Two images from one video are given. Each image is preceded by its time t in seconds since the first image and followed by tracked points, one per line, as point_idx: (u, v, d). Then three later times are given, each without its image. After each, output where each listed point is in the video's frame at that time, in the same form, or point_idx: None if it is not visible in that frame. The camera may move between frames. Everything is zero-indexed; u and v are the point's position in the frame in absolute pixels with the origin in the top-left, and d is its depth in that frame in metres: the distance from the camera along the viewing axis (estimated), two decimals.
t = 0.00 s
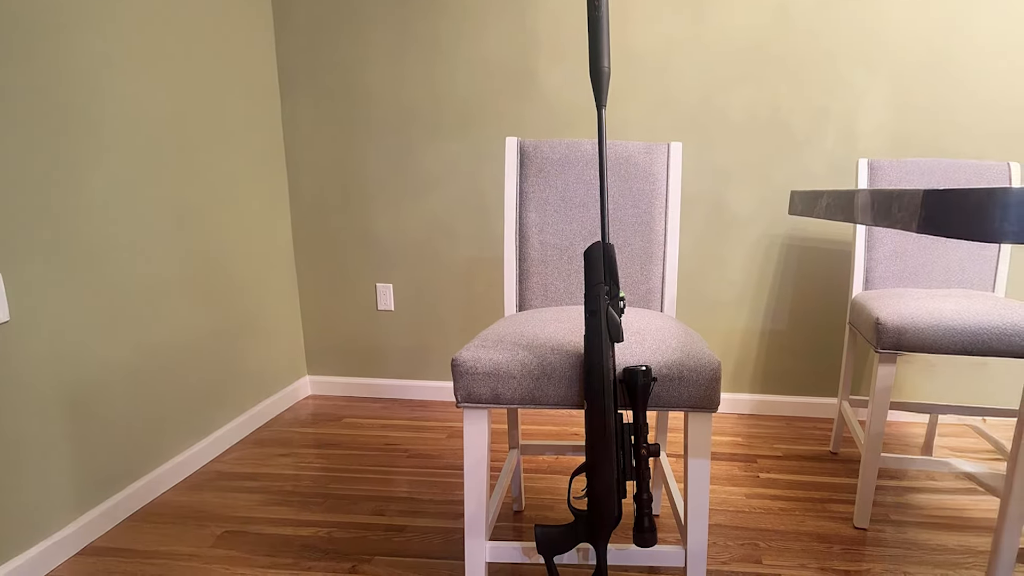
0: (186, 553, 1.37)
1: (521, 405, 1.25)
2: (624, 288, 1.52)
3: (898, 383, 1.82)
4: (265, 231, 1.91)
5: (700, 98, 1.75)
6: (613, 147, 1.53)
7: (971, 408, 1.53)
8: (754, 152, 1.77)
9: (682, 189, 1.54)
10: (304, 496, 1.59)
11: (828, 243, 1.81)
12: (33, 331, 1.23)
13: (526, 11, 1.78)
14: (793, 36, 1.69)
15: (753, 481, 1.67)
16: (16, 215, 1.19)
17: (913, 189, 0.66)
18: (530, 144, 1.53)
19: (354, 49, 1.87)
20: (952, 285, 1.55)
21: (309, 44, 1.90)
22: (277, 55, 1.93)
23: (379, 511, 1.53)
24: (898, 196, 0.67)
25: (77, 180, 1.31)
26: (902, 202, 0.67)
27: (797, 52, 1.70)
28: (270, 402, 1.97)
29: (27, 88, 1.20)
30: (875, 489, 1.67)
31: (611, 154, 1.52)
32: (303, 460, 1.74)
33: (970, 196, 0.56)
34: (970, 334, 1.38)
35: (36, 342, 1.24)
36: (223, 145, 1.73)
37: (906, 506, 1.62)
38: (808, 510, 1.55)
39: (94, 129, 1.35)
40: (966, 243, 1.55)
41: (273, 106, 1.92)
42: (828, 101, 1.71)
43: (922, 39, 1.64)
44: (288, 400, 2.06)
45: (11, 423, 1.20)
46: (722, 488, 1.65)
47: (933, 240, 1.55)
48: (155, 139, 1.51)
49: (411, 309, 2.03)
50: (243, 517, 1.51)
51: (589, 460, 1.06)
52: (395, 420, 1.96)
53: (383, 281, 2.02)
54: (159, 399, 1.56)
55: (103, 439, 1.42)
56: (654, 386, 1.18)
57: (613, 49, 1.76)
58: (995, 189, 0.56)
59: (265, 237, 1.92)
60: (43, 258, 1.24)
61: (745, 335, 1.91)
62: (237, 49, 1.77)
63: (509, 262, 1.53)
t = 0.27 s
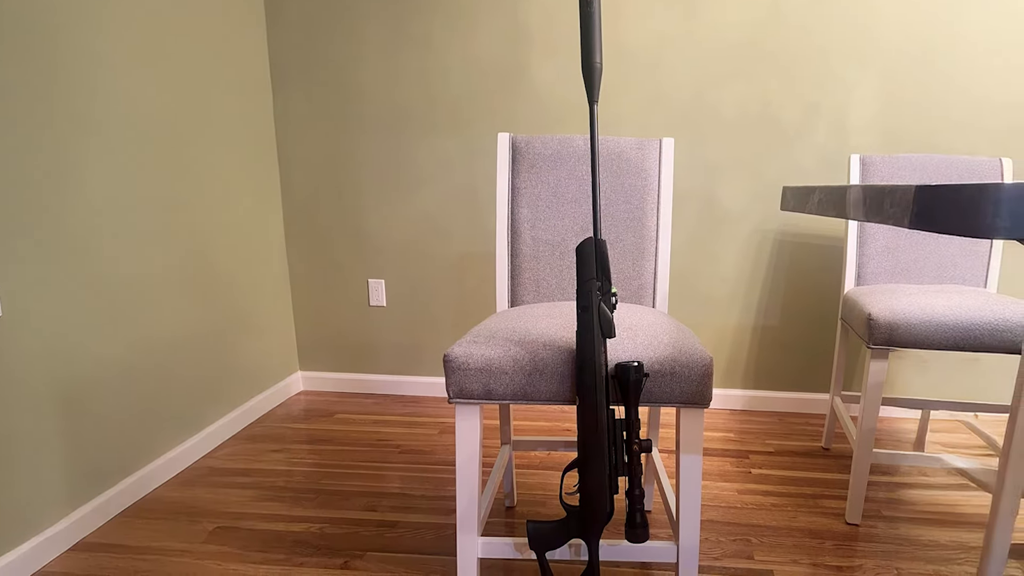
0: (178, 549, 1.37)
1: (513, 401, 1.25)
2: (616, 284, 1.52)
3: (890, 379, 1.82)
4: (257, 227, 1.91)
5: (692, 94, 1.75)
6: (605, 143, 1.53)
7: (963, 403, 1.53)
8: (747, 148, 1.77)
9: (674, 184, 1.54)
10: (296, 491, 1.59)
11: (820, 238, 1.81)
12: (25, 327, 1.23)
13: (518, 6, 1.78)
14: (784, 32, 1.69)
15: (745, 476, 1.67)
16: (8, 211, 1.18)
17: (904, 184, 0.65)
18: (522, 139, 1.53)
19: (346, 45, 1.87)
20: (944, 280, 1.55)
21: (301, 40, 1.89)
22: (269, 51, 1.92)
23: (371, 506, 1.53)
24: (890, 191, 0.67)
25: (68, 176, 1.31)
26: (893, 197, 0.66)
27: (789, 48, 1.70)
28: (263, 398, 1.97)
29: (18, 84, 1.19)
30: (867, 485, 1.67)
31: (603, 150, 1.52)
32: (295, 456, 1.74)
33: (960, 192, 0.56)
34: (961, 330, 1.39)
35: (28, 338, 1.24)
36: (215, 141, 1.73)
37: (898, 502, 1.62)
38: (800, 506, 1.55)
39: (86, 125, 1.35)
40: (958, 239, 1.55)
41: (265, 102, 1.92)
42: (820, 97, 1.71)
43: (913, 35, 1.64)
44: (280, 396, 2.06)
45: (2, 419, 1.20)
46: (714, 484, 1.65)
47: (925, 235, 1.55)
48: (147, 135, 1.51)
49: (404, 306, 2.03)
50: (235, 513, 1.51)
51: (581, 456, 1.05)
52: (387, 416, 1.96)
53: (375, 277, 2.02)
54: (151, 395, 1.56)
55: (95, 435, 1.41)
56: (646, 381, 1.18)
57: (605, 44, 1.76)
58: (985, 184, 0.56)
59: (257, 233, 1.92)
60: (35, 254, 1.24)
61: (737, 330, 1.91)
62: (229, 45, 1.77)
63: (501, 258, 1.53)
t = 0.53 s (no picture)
0: (169, 545, 1.38)
1: (505, 397, 1.25)
2: (608, 280, 1.52)
3: (881, 374, 1.82)
4: (249, 223, 1.91)
5: (684, 90, 1.75)
6: (597, 139, 1.53)
7: (955, 398, 1.53)
8: (738, 144, 1.77)
9: (666, 180, 1.54)
10: (288, 487, 1.59)
11: (811, 234, 1.82)
12: (17, 324, 1.23)
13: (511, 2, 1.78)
14: (776, 28, 1.69)
15: (737, 472, 1.67)
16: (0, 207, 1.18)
17: (897, 180, 0.66)
18: (513, 135, 1.53)
19: (339, 42, 1.87)
20: (936, 276, 1.55)
21: (294, 36, 1.89)
22: (261, 47, 1.92)
23: (363, 502, 1.53)
24: (882, 186, 0.67)
25: (60, 173, 1.31)
26: (885, 193, 0.66)
27: (781, 44, 1.70)
28: (255, 393, 1.97)
29: (10, 80, 1.19)
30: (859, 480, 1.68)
31: (595, 146, 1.52)
32: (287, 451, 1.74)
33: (953, 186, 0.56)
34: (953, 326, 1.39)
35: (21, 335, 1.24)
36: (207, 137, 1.73)
37: (889, 497, 1.62)
38: (792, 502, 1.56)
39: (77, 120, 1.34)
40: (950, 234, 1.55)
41: (257, 98, 1.92)
42: (811, 93, 1.71)
43: (905, 31, 1.64)
44: (272, 392, 2.06)
45: None
46: (706, 480, 1.65)
47: (917, 231, 1.55)
48: (139, 132, 1.51)
49: (397, 302, 2.03)
50: (227, 508, 1.51)
51: (573, 451, 1.05)
52: (379, 412, 1.96)
53: (366, 272, 2.02)
54: (143, 390, 1.56)
55: (86, 431, 1.41)
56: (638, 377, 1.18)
57: (597, 40, 1.76)
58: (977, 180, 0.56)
59: (249, 229, 1.91)
60: (27, 251, 1.24)
61: (729, 326, 1.91)
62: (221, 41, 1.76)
63: (493, 254, 1.53)
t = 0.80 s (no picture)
0: (161, 540, 1.38)
1: (497, 392, 1.25)
2: (599, 275, 1.52)
3: (873, 370, 1.82)
4: (242, 219, 1.92)
5: (676, 85, 1.75)
6: (589, 134, 1.53)
7: (947, 393, 1.53)
8: (730, 139, 1.77)
9: (658, 175, 1.55)
10: (280, 482, 1.59)
11: (802, 229, 1.82)
12: (10, 320, 1.23)
13: None
14: (768, 23, 1.69)
15: (729, 467, 1.68)
16: None
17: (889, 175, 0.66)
18: (505, 130, 1.53)
19: (331, 38, 1.87)
20: (928, 271, 1.55)
21: (286, 32, 1.89)
22: (253, 43, 1.92)
23: (355, 497, 1.54)
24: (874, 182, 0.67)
25: (51, 169, 1.31)
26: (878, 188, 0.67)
27: (772, 39, 1.70)
28: (247, 388, 1.98)
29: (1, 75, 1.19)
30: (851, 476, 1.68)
31: (587, 141, 1.52)
32: (279, 446, 1.74)
33: (945, 181, 0.56)
34: (945, 321, 1.39)
35: (14, 331, 1.24)
36: (199, 134, 1.73)
37: (881, 493, 1.62)
38: (784, 497, 1.56)
39: (67, 116, 1.34)
40: (942, 230, 1.55)
41: (248, 94, 1.92)
42: (803, 88, 1.71)
43: (896, 25, 1.65)
44: (264, 386, 2.06)
45: None
46: (698, 475, 1.65)
47: (909, 226, 1.55)
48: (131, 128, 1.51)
49: (390, 297, 2.03)
50: (219, 504, 1.51)
51: (565, 446, 1.05)
52: (370, 407, 1.97)
53: (359, 267, 2.02)
54: (135, 386, 1.56)
55: (78, 427, 1.41)
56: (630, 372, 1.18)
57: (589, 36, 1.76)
58: (971, 176, 0.55)
59: (241, 225, 1.92)
60: (19, 247, 1.24)
61: (721, 321, 1.91)
62: (213, 37, 1.76)
63: (485, 249, 1.53)
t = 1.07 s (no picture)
0: (153, 536, 1.38)
1: (489, 388, 1.24)
2: (592, 271, 1.51)
3: (865, 365, 1.83)
4: (234, 215, 1.91)
5: (669, 81, 1.75)
6: (581, 130, 1.53)
7: (939, 389, 1.53)
8: (722, 136, 1.77)
9: (650, 171, 1.55)
10: (272, 478, 1.59)
11: (793, 225, 1.82)
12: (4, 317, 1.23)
13: None
14: (761, 19, 1.69)
15: (721, 463, 1.68)
16: None
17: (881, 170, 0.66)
18: (497, 126, 1.53)
19: (324, 34, 1.87)
20: (920, 267, 1.55)
21: (280, 28, 1.89)
22: (246, 39, 1.92)
23: (347, 493, 1.54)
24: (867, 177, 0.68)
25: (46, 166, 1.30)
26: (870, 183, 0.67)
27: (765, 35, 1.70)
28: (239, 383, 1.97)
29: None
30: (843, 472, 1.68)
31: (580, 137, 1.52)
32: (271, 442, 1.74)
33: (939, 177, 0.56)
34: (937, 317, 1.39)
35: (8, 328, 1.24)
36: (192, 130, 1.73)
37: (873, 488, 1.63)
38: (776, 492, 1.56)
39: (63, 113, 1.34)
40: (935, 225, 1.55)
41: (241, 90, 1.92)
42: (795, 84, 1.71)
43: (889, 22, 1.65)
44: (256, 382, 2.06)
45: None
46: (690, 471, 1.65)
47: (901, 222, 1.55)
48: (125, 125, 1.51)
49: (383, 294, 2.03)
50: (211, 499, 1.51)
51: (558, 443, 1.05)
52: (362, 403, 1.97)
53: (351, 263, 2.02)
54: (127, 382, 1.56)
55: (70, 422, 1.41)
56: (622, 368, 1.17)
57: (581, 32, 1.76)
58: (963, 173, 0.56)
59: (234, 221, 1.91)
60: (13, 244, 1.24)
61: (713, 317, 1.91)
62: (205, 33, 1.76)
63: (477, 245, 1.53)
